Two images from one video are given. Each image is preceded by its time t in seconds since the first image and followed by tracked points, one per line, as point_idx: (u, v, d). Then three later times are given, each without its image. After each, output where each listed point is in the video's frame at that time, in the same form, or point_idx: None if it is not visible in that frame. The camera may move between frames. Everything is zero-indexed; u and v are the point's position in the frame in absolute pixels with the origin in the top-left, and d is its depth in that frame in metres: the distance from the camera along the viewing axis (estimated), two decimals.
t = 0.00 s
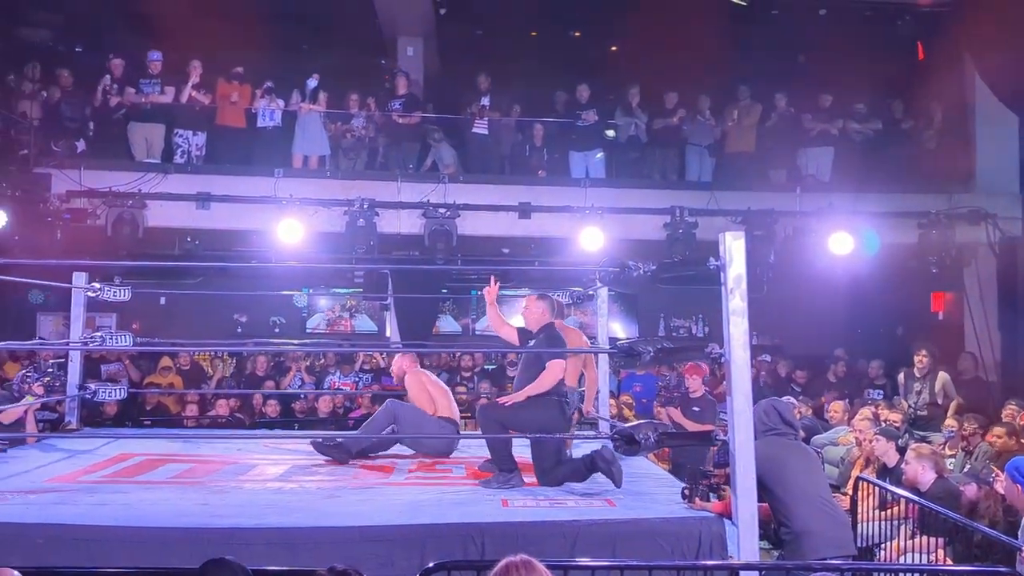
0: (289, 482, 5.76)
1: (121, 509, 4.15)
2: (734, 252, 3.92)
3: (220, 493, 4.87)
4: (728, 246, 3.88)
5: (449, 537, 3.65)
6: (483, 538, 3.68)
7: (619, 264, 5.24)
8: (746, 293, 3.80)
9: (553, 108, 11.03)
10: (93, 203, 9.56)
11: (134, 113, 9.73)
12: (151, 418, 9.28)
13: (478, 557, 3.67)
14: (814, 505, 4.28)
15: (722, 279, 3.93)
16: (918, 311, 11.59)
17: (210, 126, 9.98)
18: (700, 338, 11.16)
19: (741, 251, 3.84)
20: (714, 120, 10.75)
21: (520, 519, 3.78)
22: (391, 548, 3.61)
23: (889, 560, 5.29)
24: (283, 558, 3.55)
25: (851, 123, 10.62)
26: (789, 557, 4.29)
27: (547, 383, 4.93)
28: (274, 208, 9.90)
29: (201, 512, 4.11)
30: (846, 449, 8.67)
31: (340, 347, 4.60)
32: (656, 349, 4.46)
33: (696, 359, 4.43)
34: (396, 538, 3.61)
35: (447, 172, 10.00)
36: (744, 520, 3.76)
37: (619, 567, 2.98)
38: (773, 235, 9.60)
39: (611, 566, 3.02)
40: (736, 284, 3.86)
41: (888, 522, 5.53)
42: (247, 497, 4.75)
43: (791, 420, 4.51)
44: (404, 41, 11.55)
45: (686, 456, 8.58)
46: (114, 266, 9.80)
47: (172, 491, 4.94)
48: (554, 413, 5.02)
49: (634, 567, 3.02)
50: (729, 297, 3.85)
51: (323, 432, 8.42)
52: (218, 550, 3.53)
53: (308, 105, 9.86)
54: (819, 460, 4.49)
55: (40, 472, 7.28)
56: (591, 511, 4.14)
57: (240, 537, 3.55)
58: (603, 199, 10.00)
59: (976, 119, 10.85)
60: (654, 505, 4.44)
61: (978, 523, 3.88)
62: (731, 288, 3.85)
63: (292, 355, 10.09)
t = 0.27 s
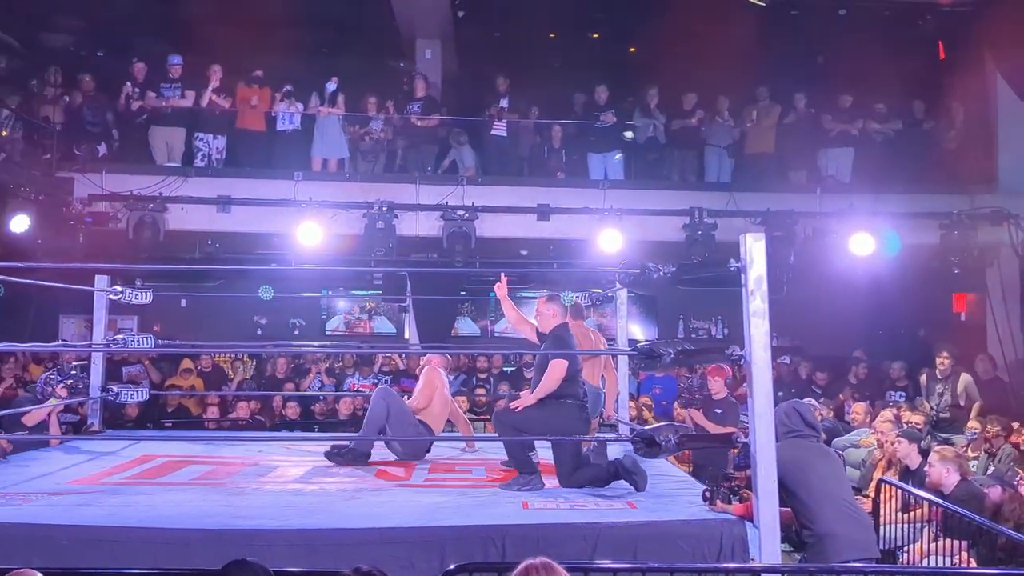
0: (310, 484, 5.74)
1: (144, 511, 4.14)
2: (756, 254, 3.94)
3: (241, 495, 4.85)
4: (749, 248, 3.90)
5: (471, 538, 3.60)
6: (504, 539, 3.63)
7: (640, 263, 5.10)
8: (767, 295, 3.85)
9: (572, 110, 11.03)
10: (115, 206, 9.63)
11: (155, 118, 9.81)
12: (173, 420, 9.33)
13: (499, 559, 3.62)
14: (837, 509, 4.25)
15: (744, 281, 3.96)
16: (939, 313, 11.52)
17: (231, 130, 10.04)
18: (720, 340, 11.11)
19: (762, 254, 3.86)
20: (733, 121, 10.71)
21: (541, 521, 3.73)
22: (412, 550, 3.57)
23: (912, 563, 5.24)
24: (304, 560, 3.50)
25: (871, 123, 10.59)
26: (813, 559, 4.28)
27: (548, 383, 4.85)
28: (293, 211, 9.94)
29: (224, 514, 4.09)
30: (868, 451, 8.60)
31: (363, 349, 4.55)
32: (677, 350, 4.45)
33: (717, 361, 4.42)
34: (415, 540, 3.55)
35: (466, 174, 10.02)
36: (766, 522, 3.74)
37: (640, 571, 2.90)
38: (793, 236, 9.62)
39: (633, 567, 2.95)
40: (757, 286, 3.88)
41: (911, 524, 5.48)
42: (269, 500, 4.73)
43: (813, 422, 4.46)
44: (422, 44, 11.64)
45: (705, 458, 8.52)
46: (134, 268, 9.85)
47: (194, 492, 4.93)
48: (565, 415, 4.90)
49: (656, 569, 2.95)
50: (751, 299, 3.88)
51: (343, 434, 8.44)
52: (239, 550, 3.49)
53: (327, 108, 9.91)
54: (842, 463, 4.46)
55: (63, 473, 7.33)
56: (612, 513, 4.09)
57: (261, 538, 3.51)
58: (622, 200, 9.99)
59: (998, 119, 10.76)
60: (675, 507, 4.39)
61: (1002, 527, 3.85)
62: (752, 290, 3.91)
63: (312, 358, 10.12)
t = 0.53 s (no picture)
0: (326, 485, 5.72)
1: (163, 513, 4.12)
2: (772, 254, 3.86)
3: (257, 497, 4.83)
4: (765, 249, 3.83)
5: (487, 540, 3.56)
6: (521, 541, 3.58)
7: (655, 266, 5.05)
8: (783, 295, 3.78)
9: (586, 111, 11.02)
10: (131, 208, 9.67)
11: (172, 120, 9.85)
12: (190, 421, 9.36)
13: (517, 560, 3.58)
14: (856, 511, 4.21)
15: (760, 281, 3.90)
16: (955, 313, 11.49)
17: (247, 133, 10.07)
18: (735, 341, 11.08)
19: (778, 254, 3.79)
20: (748, 122, 10.69)
21: (558, 522, 3.68)
22: (429, 551, 3.53)
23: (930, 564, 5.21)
24: (322, 561, 3.47)
25: (888, 123, 10.54)
26: (830, 560, 4.22)
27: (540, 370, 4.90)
28: (309, 213, 9.96)
29: (243, 516, 4.07)
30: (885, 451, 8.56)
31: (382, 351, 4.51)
32: (693, 351, 4.40)
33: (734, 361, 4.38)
34: (431, 541, 3.50)
35: (482, 176, 10.02)
36: (783, 524, 3.72)
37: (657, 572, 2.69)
38: (810, 236, 9.59)
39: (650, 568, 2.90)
40: (774, 287, 3.82)
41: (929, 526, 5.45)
42: (287, 501, 4.72)
43: (830, 425, 4.44)
44: (437, 45, 11.71)
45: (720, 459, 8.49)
46: (150, 271, 9.88)
47: (211, 494, 4.92)
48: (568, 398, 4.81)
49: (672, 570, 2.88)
50: (767, 300, 3.82)
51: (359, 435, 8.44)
52: (255, 552, 3.46)
53: (342, 110, 9.94)
54: (860, 466, 4.43)
55: (81, 474, 7.35)
56: (629, 515, 4.04)
57: (280, 540, 3.47)
58: (637, 201, 9.98)
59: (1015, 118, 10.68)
60: (692, 508, 4.36)
61: None
62: (768, 291, 3.83)
63: (327, 359, 10.13)
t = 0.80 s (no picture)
0: (340, 485, 5.70)
1: (177, 513, 4.11)
2: (785, 255, 3.86)
3: (271, 497, 4.80)
4: (779, 249, 3.82)
5: (501, 541, 3.53)
6: (534, 542, 3.54)
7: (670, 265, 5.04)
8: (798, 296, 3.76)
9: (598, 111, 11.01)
10: (145, 210, 9.72)
11: (185, 121, 9.87)
12: (204, 421, 9.39)
13: (530, 562, 3.54)
14: (870, 512, 4.19)
15: (773, 282, 3.87)
16: (972, 313, 11.59)
17: (260, 134, 10.08)
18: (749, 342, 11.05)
19: (792, 254, 3.78)
20: (761, 121, 10.66)
21: (573, 523, 3.64)
22: (443, 552, 3.49)
23: (946, 565, 5.18)
24: (335, 561, 3.43)
25: (902, 123, 10.52)
26: (845, 562, 4.18)
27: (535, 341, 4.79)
28: (322, 214, 9.98)
29: (258, 516, 4.05)
30: (900, 452, 8.53)
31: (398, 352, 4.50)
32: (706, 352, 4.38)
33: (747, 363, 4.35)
34: (446, 542, 3.47)
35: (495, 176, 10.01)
36: (796, 525, 3.66)
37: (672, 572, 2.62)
38: (823, 236, 9.52)
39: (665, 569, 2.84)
40: (787, 287, 3.80)
41: (944, 527, 5.41)
42: (301, 502, 4.70)
43: (845, 426, 4.46)
44: (449, 46, 11.64)
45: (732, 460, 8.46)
46: (164, 272, 9.91)
47: (225, 495, 4.90)
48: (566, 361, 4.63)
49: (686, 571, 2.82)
50: (780, 300, 3.80)
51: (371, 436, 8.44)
52: (269, 552, 3.42)
53: (355, 111, 9.96)
54: (874, 467, 4.41)
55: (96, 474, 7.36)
56: (643, 515, 4.01)
57: (294, 540, 3.44)
58: (650, 201, 9.97)
59: None
60: (705, 509, 4.33)
61: None
62: (781, 292, 3.81)
63: (339, 359, 10.15)
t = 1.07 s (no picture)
0: (351, 485, 5.69)
1: (188, 513, 4.10)
2: (797, 253, 3.67)
3: (281, 497, 4.80)
4: (789, 247, 3.65)
5: (511, 541, 3.51)
6: (544, 542, 3.51)
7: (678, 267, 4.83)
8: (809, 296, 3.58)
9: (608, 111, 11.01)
10: (156, 210, 9.77)
11: (196, 122, 9.91)
12: (215, 421, 9.42)
13: (540, 562, 3.52)
14: (881, 512, 4.15)
15: (784, 281, 3.70)
16: (982, 314, 11.48)
17: (271, 134, 10.10)
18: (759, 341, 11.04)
19: (802, 253, 3.60)
20: (771, 121, 10.64)
21: (582, 523, 3.61)
22: (453, 552, 3.47)
23: (958, 566, 5.14)
24: (345, 561, 3.42)
25: (913, 123, 10.48)
26: (855, 562, 4.12)
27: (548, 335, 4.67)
28: (332, 214, 10.01)
29: (269, 516, 4.05)
30: (910, 452, 8.48)
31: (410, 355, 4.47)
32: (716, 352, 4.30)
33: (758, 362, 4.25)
34: (457, 542, 3.45)
35: (505, 176, 10.03)
36: (807, 525, 3.56)
37: (683, 574, 2.65)
38: (834, 237, 9.54)
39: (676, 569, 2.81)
40: (798, 287, 3.63)
41: (956, 528, 5.38)
42: (311, 502, 4.69)
43: (856, 425, 4.44)
44: (459, 47, 11.75)
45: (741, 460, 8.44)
46: (175, 272, 9.95)
47: (235, 495, 4.89)
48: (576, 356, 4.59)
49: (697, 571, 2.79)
50: (790, 300, 3.63)
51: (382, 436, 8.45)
52: (280, 551, 3.41)
53: (365, 112, 9.99)
54: (885, 468, 4.37)
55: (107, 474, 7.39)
56: (654, 516, 3.98)
57: (304, 540, 3.43)
58: (659, 201, 9.97)
59: None
60: (716, 510, 4.30)
61: None
62: (792, 291, 3.65)
63: (349, 359, 10.17)
